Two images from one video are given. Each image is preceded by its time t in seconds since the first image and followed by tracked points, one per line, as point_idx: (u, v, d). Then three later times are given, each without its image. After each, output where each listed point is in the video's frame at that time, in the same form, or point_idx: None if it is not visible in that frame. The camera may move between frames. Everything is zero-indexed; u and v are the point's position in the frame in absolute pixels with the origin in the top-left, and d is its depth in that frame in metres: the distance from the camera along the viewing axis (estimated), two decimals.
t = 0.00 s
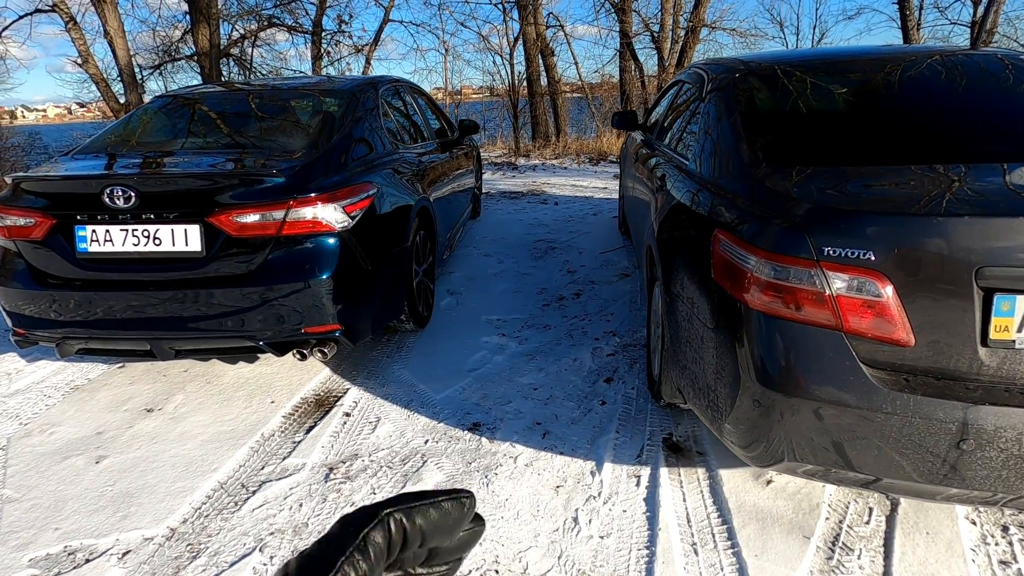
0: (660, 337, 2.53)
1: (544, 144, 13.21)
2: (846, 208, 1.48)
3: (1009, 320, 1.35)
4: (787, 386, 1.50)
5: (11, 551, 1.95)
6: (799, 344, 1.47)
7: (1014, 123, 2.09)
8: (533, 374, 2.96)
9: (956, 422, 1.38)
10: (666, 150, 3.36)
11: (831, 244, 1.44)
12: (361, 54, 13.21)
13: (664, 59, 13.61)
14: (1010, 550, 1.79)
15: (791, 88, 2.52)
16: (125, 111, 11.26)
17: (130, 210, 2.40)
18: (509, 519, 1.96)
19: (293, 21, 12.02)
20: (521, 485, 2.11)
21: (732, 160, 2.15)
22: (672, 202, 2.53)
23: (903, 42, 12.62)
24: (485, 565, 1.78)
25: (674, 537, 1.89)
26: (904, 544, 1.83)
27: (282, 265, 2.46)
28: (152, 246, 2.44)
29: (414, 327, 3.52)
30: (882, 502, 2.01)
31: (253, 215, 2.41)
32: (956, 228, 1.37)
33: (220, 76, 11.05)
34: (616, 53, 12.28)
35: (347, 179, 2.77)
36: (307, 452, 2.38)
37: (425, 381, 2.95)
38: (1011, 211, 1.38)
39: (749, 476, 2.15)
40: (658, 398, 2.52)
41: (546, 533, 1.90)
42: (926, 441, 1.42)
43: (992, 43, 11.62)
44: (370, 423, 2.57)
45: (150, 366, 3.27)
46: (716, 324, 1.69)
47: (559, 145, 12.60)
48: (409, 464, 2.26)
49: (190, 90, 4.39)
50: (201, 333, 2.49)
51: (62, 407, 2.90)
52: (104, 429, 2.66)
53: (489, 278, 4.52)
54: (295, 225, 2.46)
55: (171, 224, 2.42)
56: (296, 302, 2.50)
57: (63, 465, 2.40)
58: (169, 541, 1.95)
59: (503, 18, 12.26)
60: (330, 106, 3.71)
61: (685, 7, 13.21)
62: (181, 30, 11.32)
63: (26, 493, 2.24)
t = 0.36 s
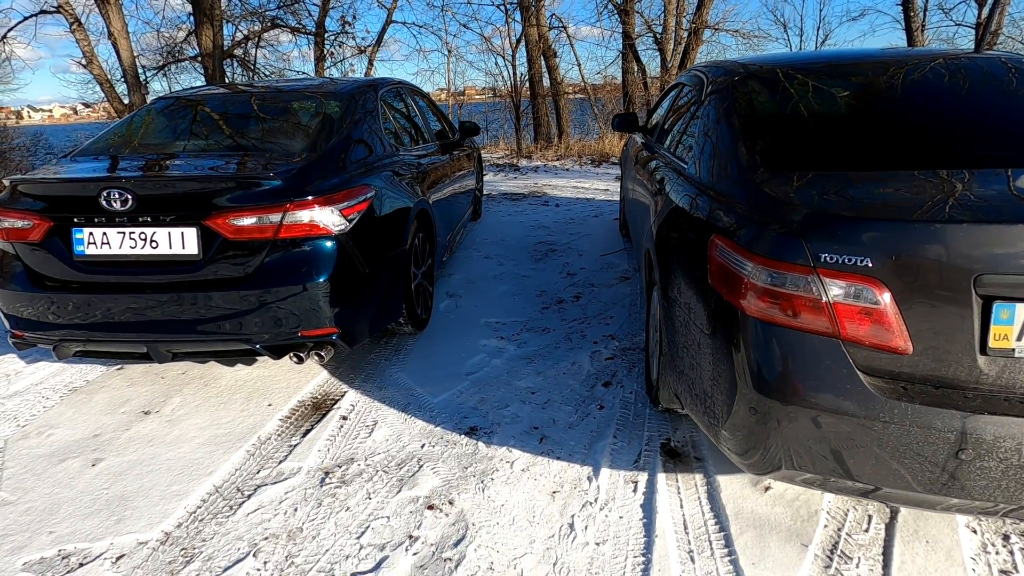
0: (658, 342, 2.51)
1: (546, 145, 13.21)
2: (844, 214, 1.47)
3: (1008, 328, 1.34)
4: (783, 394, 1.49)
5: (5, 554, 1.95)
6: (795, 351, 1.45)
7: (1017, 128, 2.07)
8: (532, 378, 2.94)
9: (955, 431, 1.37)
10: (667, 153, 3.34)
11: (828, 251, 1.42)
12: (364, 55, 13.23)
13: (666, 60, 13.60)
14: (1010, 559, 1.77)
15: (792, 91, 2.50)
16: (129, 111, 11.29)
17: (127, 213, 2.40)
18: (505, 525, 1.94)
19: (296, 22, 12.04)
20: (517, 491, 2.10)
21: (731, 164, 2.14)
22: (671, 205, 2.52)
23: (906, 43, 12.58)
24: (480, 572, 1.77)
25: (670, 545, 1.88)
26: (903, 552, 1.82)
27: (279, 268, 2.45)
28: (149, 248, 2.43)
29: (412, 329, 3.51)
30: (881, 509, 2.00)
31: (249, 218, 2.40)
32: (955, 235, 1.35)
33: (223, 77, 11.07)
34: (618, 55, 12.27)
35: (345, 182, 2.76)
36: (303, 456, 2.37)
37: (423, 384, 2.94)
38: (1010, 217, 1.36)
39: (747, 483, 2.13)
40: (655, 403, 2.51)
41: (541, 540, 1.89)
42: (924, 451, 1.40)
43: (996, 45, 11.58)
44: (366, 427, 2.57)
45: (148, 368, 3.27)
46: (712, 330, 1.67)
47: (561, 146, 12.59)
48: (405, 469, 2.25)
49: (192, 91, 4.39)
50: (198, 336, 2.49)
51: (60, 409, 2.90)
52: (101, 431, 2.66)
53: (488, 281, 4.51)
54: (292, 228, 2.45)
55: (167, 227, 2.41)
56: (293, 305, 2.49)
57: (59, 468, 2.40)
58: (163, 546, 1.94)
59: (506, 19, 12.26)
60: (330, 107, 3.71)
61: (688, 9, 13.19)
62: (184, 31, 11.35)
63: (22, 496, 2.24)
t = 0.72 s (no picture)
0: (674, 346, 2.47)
1: (551, 145, 13.16)
2: (877, 218, 1.43)
3: None
4: (814, 403, 1.44)
5: (12, 563, 1.91)
6: (828, 359, 1.41)
7: None
8: (544, 382, 2.90)
9: (996, 444, 1.32)
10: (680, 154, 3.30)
11: (863, 256, 1.38)
12: (368, 54, 13.20)
13: (672, 60, 13.54)
14: None
15: (807, 90, 2.45)
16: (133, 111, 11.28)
17: (136, 214, 2.36)
18: (522, 535, 1.90)
19: (300, 22, 12.01)
20: (533, 499, 2.06)
21: (751, 164, 2.09)
22: (688, 207, 2.47)
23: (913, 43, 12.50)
24: None
25: (692, 556, 1.83)
26: (931, 564, 1.77)
27: (289, 270, 2.41)
28: (158, 250, 2.40)
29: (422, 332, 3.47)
30: (906, 519, 1.95)
31: (260, 219, 2.36)
32: (995, 240, 1.31)
33: (228, 77, 11.06)
34: (624, 54, 12.22)
35: (356, 182, 2.72)
36: (314, 462, 2.33)
37: (434, 388, 2.90)
38: None
39: (768, 491, 2.09)
40: (672, 409, 2.46)
41: (559, 550, 1.85)
42: (963, 464, 1.36)
43: (1005, 44, 11.50)
44: (377, 432, 2.53)
45: (155, 371, 3.24)
46: (738, 336, 1.63)
47: (566, 146, 12.54)
48: (418, 475, 2.21)
49: (197, 90, 4.35)
50: (207, 339, 2.45)
51: (67, 412, 2.87)
52: (108, 435, 2.62)
53: (497, 282, 4.47)
54: (303, 229, 2.41)
55: (177, 228, 2.38)
56: (304, 308, 2.45)
57: (67, 473, 2.37)
58: (173, 555, 1.91)
59: (511, 18, 12.22)
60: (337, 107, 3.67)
61: (693, 8, 13.13)
62: (188, 30, 11.33)
63: (29, 502, 2.20)
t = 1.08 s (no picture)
0: (700, 349, 2.43)
1: (558, 144, 13.11)
2: (929, 220, 1.38)
3: None
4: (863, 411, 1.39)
5: (33, 569, 1.88)
6: (879, 366, 1.36)
7: None
8: (565, 385, 2.86)
9: None
10: (700, 155, 3.25)
11: (917, 259, 1.33)
12: (374, 53, 13.17)
13: (679, 59, 13.48)
14: None
15: (832, 85, 2.40)
16: (138, 110, 11.27)
17: (155, 214, 2.33)
18: (552, 543, 1.86)
19: (305, 21, 11.99)
20: (561, 505, 2.02)
21: (783, 166, 2.05)
22: (714, 208, 2.43)
23: (921, 42, 12.41)
24: None
25: (726, 565, 1.79)
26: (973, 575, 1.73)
27: (310, 271, 2.38)
28: (177, 250, 2.36)
29: (439, 333, 3.43)
30: (943, 528, 1.91)
31: (281, 219, 2.33)
32: None
33: (233, 76, 11.03)
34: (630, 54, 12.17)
35: (375, 182, 2.68)
36: (336, 466, 2.30)
37: (453, 390, 2.86)
38: None
39: (800, 498, 2.04)
40: (698, 413, 2.42)
41: (590, 559, 1.81)
42: (1021, 475, 1.32)
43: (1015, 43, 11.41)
44: (398, 436, 2.49)
45: (170, 373, 3.21)
46: (778, 341, 1.58)
47: (573, 146, 12.49)
48: (442, 480, 2.17)
49: (204, 90, 4.32)
50: (227, 341, 2.41)
51: (82, 414, 2.84)
52: (125, 438, 2.59)
53: (511, 283, 4.43)
54: (324, 230, 2.38)
55: (196, 229, 2.34)
56: (324, 310, 2.42)
57: (84, 477, 2.33)
58: (196, 562, 1.87)
59: (517, 17, 12.17)
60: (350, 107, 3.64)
61: (700, 7, 13.07)
62: (194, 29, 11.32)
63: (47, 507, 2.17)
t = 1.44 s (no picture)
0: (733, 351, 2.37)
1: (567, 141, 13.03)
2: (998, 222, 1.33)
3: None
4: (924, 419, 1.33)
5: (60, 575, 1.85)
6: (945, 373, 1.30)
7: None
8: (591, 386, 2.81)
9: None
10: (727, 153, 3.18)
11: (988, 262, 1.28)
12: (382, 49, 13.12)
13: (690, 55, 13.37)
14: None
15: (868, 78, 2.33)
16: (147, 106, 11.25)
17: (180, 211, 2.29)
18: (589, 551, 1.82)
19: (313, 16, 11.95)
20: (596, 511, 1.98)
21: (824, 164, 2.00)
22: (748, 206, 2.37)
23: (935, 38, 12.26)
24: None
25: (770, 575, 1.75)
26: None
27: (336, 270, 2.34)
28: (201, 249, 2.32)
29: (460, 333, 3.39)
30: (992, 538, 1.85)
31: (308, 217, 2.28)
32: None
33: (241, 72, 11.00)
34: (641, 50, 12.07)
35: (400, 180, 2.64)
36: (363, 470, 2.26)
37: (477, 391, 2.81)
38: None
39: (841, 505, 1.98)
40: (731, 417, 2.36)
41: (629, 568, 1.77)
42: None
43: None
44: (424, 438, 2.45)
45: (189, 372, 3.17)
46: (832, 346, 1.52)
47: (583, 142, 12.41)
48: (472, 485, 2.13)
49: (215, 87, 4.27)
50: (251, 341, 2.37)
51: (103, 414, 2.81)
52: (147, 439, 2.56)
53: (529, 281, 4.38)
54: (351, 228, 2.33)
55: (221, 226, 2.30)
56: (350, 310, 2.38)
57: (108, 479, 2.30)
58: (225, 568, 1.84)
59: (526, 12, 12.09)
60: (369, 104, 3.60)
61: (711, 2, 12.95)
62: (202, 25, 11.29)
63: (71, 510, 2.14)
